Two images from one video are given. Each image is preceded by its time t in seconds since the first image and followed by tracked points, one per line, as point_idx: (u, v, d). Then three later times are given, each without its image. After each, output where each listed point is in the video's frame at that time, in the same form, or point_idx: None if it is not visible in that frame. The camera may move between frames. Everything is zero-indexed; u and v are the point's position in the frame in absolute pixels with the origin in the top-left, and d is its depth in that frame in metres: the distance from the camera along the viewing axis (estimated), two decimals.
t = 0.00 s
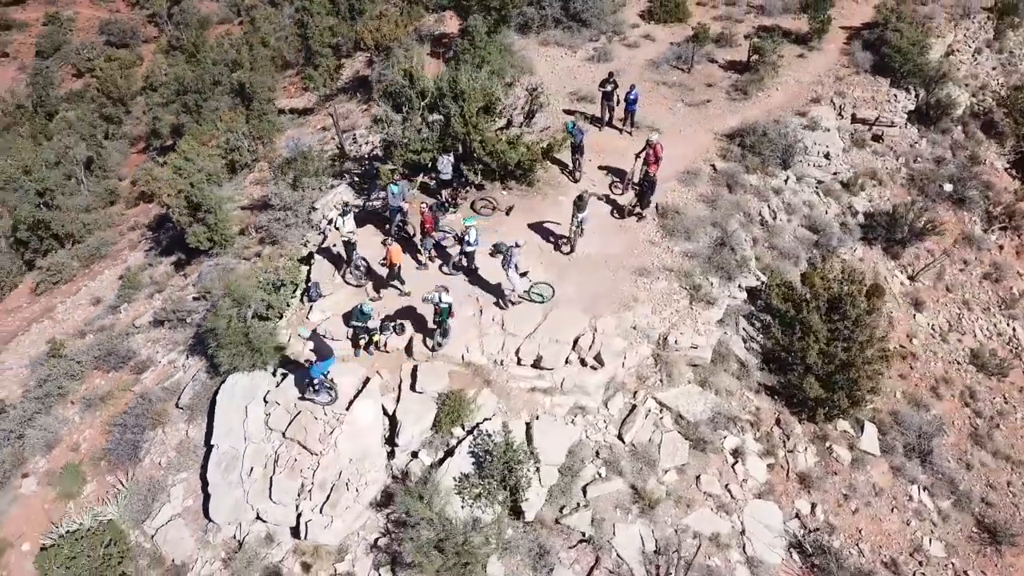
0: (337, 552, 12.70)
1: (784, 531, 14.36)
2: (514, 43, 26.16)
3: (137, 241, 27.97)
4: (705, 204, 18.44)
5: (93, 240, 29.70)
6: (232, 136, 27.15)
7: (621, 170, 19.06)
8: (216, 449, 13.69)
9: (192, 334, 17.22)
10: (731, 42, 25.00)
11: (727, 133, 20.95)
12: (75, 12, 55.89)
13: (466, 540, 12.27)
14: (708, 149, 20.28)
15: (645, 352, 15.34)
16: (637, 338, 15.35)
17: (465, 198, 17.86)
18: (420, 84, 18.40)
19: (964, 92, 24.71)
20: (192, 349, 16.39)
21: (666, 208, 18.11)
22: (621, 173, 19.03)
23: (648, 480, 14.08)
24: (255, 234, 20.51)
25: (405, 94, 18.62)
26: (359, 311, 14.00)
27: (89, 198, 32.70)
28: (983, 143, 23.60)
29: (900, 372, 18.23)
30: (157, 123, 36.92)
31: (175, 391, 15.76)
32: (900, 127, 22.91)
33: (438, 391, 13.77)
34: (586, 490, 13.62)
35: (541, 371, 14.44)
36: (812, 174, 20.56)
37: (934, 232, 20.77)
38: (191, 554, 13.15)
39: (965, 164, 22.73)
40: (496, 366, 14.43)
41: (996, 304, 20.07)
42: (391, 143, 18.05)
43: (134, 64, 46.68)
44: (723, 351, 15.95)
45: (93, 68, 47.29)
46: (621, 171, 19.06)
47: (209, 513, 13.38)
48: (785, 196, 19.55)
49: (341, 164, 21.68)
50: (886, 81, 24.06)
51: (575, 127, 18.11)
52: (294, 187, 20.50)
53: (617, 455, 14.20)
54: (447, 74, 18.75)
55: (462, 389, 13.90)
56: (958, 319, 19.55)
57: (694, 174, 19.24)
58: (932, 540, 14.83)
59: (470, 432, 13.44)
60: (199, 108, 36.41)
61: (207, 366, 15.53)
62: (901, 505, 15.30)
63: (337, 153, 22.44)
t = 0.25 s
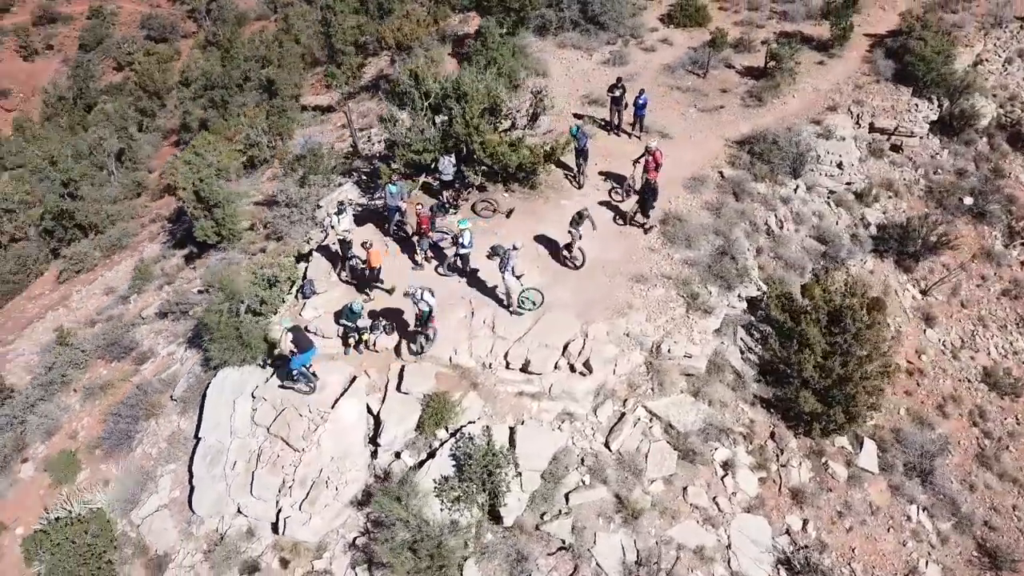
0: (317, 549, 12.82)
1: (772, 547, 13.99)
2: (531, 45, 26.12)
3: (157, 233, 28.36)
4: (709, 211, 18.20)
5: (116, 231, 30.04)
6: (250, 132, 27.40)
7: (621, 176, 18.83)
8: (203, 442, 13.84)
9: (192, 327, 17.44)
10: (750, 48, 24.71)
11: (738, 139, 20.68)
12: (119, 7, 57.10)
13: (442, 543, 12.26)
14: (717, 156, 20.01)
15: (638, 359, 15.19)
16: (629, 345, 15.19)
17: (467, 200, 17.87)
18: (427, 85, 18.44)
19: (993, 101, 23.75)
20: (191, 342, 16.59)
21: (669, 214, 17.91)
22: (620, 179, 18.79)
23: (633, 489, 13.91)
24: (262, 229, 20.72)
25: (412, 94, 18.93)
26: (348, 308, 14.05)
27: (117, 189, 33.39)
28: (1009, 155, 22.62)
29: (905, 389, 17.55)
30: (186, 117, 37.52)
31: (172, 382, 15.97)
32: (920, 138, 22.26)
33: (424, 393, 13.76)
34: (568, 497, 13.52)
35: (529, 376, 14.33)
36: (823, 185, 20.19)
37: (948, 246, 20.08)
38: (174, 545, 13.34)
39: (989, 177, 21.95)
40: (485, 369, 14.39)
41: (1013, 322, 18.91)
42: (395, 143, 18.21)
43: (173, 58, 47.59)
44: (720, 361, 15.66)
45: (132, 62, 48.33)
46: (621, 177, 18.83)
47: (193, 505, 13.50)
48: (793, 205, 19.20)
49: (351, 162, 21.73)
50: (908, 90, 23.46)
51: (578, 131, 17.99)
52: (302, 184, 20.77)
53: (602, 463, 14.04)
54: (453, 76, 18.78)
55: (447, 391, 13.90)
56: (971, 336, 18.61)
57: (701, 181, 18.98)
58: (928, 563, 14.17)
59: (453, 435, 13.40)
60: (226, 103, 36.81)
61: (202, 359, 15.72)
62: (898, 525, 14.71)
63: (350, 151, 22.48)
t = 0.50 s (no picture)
0: (296, 546, 12.84)
1: (760, 563, 13.68)
2: (549, 47, 26.00)
3: (175, 224, 28.68)
4: (713, 218, 17.93)
5: (138, 222, 30.35)
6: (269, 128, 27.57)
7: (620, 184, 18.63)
8: (190, 434, 13.94)
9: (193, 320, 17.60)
10: (769, 54, 24.33)
11: (749, 146, 20.40)
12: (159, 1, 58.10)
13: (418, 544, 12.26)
14: (727, 163, 19.70)
15: (630, 367, 15.01)
16: (622, 353, 15.03)
17: (469, 201, 17.83)
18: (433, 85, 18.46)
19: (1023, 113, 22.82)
20: (190, 335, 16.76)
21: (671, 221, 17.70)
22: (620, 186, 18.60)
23: (617, 499, 13.75)
24: (270, 223, 20.85)
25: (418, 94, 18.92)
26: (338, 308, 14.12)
27: (147, 180, 33.99)
28: None
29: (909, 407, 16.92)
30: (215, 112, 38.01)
31: (168, 374, 16.14)
32: (941, 149, 21.53)
33: (409, 395, 13.73)
34: (550, 504, 13.39)
35: (517, 380, 14.25)
36: (835, 196, 19.81)
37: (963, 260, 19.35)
38: (158, 536, 13.51)
39: (1012, 192, 20.89)
40: (473, 372, 14.32)
41: None
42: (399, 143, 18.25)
43: (210, 53, 48.32)
44: (715, 372, 15.41)
45: (171, 56, 49.15)
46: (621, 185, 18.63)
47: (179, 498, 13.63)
48: (802, 215, 18.87)
49: (361, 159, 21.77)
50: (929, 100, 22.81)
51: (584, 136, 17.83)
52: (310, 181, 20.85)
53: (588, 470, 13.90)
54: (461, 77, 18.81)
55: (433, 393, 13.85)
56: (984, 354, 17.71)
57: (707, 189, 18.71)
58: None
59: (436, 437, 13.37)
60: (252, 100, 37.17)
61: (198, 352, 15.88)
62: (894, 546, 14.32)
63: (361, 149, 22.48)
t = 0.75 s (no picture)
0: (276, 542, 12.83)
1: None
2: (565, 49, 25.88)
3: (195, 217, 29.01)
4: (717, 226, 17.71)
5: (160, 215, 30.59)
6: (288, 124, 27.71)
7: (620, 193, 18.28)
8: (179, 426, 14.09)
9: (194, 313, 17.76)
10: (787, 60, 23.95)
11: (759, 154, 20.09)
12: None
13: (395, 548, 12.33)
14: (735, 171, 19.42)
15: (621, 375, 14.86)
16: (613, 359, 14.87)
17: (470, 202, 17.79)
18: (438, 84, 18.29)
19: None
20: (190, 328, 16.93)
21: (673, 229, 17.50)
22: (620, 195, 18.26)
23: (601, 507, 13.58)
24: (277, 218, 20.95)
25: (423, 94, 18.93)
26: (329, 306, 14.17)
27: (174, 172, 34.42)
28: None
29: (914, 425, 16.38)
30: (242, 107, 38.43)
31: (165, 366, 16.29)
32: (962, 161, 20.95)
33: (395, 394, 13.72)
34: (532, 510, 13.28)
35: (504, 384, 14.15)
36: (846, 206, 19.37)
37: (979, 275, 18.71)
38: (143, 526, 13.66)
39: None
40: (461, 374, 14.26)
41: None
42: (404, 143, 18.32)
43: (245, 49, 48.91)
44: (708, 382, 15.26)
45: (207, 51, 49.87)
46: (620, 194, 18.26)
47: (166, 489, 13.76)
48: (810, 225, 18.53)
49: (371, 157, 21.84)
50: (952, 110, 22.25)
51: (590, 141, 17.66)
52: (318, 178, 20.96)
53: (572, 477, 13.78)
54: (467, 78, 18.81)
55: (419, 395, 13.82)
56: (998, 373, 17.05)
57: (713, 196, 18.46)
58: None
59: (419, 439, 13.37)
60: (277, 96, 37.41)
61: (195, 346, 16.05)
62: (889, 566, 13.90)
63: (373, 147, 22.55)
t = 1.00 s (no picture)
0: (257, 536, 12.96)
1: None
2: (584, 52, 25.73)
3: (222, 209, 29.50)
4: (720, 235, 17.45)
5: (184, 207, 30.89)
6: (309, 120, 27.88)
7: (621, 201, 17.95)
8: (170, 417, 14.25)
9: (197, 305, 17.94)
10: (807, 67, 23.51)
11: (771, 162, 19.74)
12: None
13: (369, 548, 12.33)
14: (745, 179, 19.12)
15: (612, 383, 14.68)
16: (604, 367, 14.72)
17: (473, 204, 17.76)
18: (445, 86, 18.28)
19: None
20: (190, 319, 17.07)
21: (675, 236, 17.25)
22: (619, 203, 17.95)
23: (584, 516, 13.43)
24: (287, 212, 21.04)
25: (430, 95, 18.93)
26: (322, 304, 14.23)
27: (204, 166, 34.96)
28: None
29: (918, 444, 15.92)
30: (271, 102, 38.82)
31: (163, 357, 16.46)
32: (983, 175, 20.38)
33: (381, 394, 13.73)
34: (513, 516, 13.18)
35: (492, 389, 14.10)
36: (858, 218, 18.92)
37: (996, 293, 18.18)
38: (130, 515, 13.87)
39: None
40: (449, 377, 14.24)
41: None
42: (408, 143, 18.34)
43: (282, 45, 49.45)
44: (701, 392, 15.00)
45: (244, 46, 50.57)
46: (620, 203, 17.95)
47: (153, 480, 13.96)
48: (819, 236, 18.17)
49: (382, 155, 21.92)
50: (975, 122, 21.63)
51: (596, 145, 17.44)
52: (328, 175, 21.09)
53: (556, 484, 13.64)
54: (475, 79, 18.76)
55: (405, 396, 13.82)
56: (1010, 394, 16.54)
57: (719, 204, 18.21)
58: None
59: (403, 439, 13.37)
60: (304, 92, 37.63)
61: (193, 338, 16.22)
62: None
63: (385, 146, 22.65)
